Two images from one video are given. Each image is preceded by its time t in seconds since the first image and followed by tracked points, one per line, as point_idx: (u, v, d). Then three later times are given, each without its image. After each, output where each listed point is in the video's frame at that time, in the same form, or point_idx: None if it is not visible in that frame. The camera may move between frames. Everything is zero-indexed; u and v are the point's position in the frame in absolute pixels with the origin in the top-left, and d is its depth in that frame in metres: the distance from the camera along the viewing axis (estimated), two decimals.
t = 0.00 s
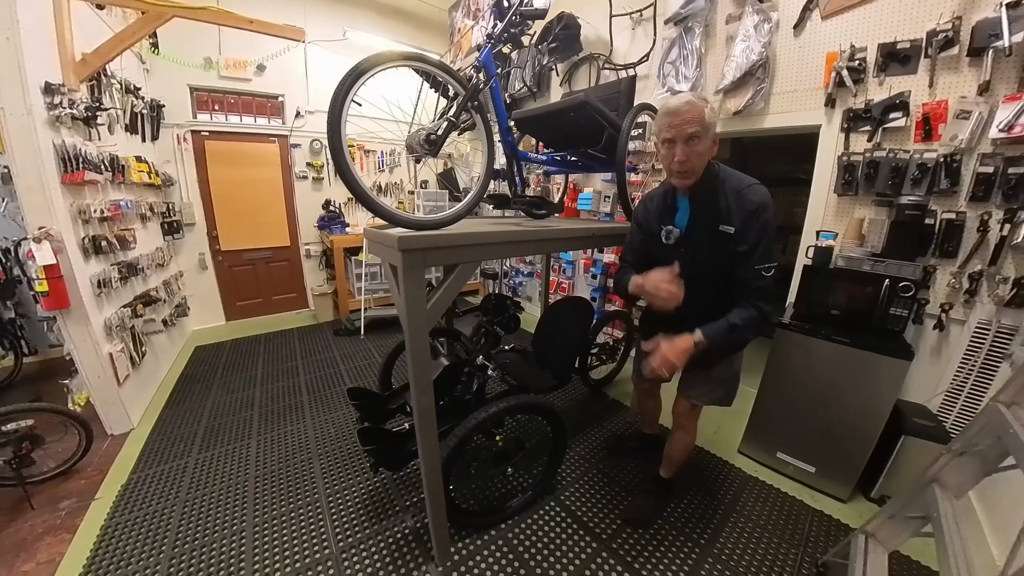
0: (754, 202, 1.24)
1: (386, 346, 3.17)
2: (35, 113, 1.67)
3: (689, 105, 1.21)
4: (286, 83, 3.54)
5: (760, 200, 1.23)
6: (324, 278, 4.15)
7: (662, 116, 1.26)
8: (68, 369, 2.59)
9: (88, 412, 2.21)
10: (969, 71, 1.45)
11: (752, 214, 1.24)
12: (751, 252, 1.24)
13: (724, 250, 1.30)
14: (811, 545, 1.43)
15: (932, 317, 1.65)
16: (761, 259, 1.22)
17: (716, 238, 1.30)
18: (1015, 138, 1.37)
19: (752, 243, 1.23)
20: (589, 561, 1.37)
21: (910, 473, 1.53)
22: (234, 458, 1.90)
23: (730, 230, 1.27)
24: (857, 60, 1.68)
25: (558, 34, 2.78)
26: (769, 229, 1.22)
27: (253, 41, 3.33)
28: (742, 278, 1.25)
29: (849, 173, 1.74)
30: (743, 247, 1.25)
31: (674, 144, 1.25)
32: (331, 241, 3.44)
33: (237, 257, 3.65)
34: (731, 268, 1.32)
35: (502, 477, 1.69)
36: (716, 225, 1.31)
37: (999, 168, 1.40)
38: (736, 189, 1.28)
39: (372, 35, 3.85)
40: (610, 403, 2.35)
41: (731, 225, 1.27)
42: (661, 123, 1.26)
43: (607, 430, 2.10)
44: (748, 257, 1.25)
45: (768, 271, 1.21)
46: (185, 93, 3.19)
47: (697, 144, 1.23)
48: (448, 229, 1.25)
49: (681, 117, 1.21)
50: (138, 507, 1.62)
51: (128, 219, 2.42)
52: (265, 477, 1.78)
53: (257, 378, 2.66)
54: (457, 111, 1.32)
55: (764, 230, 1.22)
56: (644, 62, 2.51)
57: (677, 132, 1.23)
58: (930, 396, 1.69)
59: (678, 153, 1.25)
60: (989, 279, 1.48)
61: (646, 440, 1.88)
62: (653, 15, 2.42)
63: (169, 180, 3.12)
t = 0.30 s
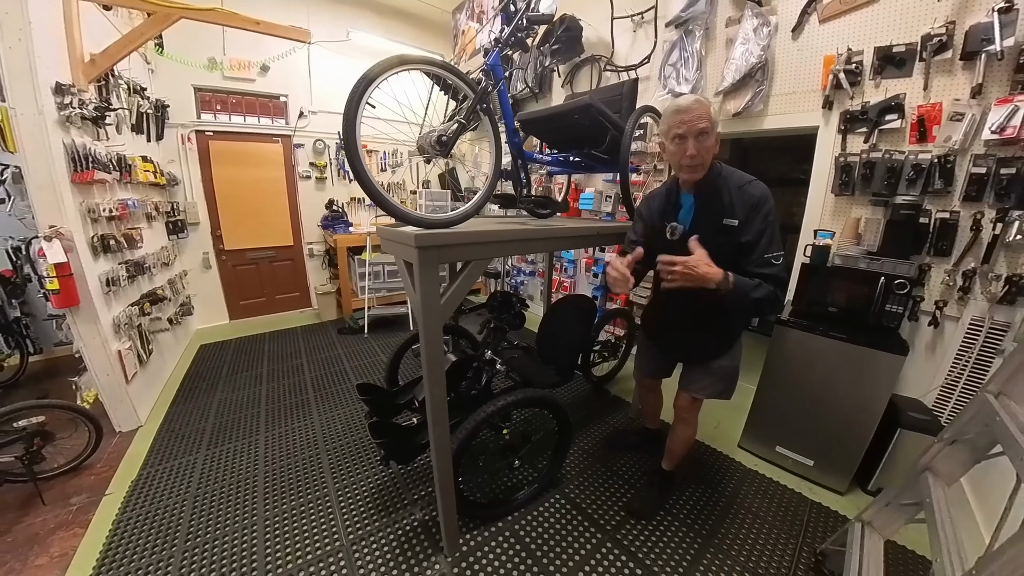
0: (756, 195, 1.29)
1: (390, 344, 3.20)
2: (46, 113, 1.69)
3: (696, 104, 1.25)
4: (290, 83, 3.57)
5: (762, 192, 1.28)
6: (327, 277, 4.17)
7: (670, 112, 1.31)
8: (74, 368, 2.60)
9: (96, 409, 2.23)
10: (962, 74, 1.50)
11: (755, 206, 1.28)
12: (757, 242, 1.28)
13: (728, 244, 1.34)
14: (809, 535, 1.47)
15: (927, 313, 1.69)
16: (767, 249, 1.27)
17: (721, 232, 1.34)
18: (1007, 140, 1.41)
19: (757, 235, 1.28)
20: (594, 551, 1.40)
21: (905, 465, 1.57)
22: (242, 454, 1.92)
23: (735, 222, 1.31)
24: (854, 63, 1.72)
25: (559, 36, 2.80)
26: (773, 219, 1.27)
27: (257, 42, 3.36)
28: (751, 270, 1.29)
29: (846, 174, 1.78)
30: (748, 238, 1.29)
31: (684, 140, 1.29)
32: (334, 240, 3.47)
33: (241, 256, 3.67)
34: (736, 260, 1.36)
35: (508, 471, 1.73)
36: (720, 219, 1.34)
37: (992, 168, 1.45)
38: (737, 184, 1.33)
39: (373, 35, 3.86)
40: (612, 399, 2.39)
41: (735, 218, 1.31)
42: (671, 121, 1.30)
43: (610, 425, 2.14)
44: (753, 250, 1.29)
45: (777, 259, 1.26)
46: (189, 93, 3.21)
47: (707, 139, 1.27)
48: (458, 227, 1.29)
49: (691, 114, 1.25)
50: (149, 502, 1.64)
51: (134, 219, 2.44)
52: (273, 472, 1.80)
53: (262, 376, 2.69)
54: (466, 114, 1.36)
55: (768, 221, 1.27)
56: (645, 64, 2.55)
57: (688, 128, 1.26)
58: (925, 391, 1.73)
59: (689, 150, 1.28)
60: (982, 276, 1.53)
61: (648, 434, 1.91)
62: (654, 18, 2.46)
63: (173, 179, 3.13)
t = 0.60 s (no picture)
0: (757, 198, 1.31)
1: (393, 343, 3.22)
2: (52, 114, 1.69)
3: (700, 107, 1.27)
4: (292, 84, 3.58)
5: (763, 196, 1.31)
6: (329, 277, 4.18)
7: (674, 115, 1.32)
8: (77, 367, 2.61)
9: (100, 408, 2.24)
10: (959, 76, 1.52)
11: (756, 209, 1.31)
12: (757, 245, 1.32)
13: (730, 244, 1.36)
14: (809, 531, 1.49)
15: (925, 312, 1.72)
16: (766, 252, 1.31)
17: (723, 233, 1.36)
18: (1003, 141, 1.44)
19: (757, 237, 1.31)
20: (597, 547, 1.42)
21: (902, 461, 1.60)
22: (247, 452, 1.94)
23: (736, 224, 1.33)
24: (853, 65, 1.74)
25: (561, 37, 2.77)
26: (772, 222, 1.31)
27: (260, 43, 3.38)
28: (753, 271, 1.33)
29: (845, 174, 1.80)
30: (749, 240, 1.32)
31: (688, 141, 1.30)
32: (337, 240, 3.48)
33: (243, 256, 3.68)
34: (739, 259, 1.38)
35: (511, 468, 1.74)
36: (722, 220, 1.36)
37: (988, 169, 1.47)
38: (738, 186, 1.35)
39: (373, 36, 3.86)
40: (613, 397, 2.41)
41: (737, 220, 1.33)
42: (674, 122, 1.31)
43: (611, 423, 2.16)
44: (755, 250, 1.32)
45: (774, 262, 1.30)
46: (191, 93, 3.22)
47: (711, 141, 1.29)
48: (463, 227, 1.31)
49: (694, 117, 1.27)
50: (155, 500, 1.66)
51: (138, 219, 2.45)
52: (279, 470, 1.82)
53: (265, 375, 2.70)
54: (471, 116, 1.38)
55: (768, 224, 1.30)
56: (646, 65, 2.58)
57: (692, 130, 1.28)
58: (923, 388, 1.76)
59: (693, 151, 1.30)
60: (979, 275, 1.55)
61: (650, 432, 1.93)
62: (655, 20, 2.49)
63: (176, 179, 3.14)
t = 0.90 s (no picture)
0: (762, 204, 1.32)
1: (394, 344, 3.22)
2: (54, 116, 1.69)
3: (705, 111, 1.27)
4: (293, 84, 3.57)
5: (767, 202, 1.32)
6: (330, 278, 4.18)
7: (679, 118, 1.32)
8: (78, 368, 2.61)
9: (103, 409, 2.24)
10: (961, 79, 1.52)
11: (761, 214, 1.32)
12: (760, 250, 1.33)
13: (734, 248, 1.37)
14: (810, 533, 1.49)
15: (926, 315, 1.72)
16: (768, 258, 1.32)
17: (728, 237, 1.37)
18: (1004, 144, 1.44)
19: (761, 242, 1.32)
20: (600, 549, 1.42)
21: (903, 463, 1.60)
22: (250, 454, 1.94)
23: (740, 229, 1.34)
24: (855, 67, 1.74)
25: (563, 39, 2.78)
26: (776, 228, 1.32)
27: (261, 44, 3.38)
28: (756, 276, 1.34)
29: (846, 177, 1.81)
30: (753, 245, 1.33)
31: (694, 146, 1.31)
32: (338, 241, 3.49)
33: (245, 257, 3.68)
34: (743, 263, 1.38)
35: (514, 471, 1.75)
36: (726, 224, 1.36)
37: (989, 172, 1.47)
38: (743, 191, 1.36)
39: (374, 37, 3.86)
40: (615, 399, 2.42)
41: (741, 225, 1.34)
42: (680, 126, 1.32)
43: (613, 424, 2.16)
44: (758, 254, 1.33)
45: (776, 268, 1.32)
46: (192, 94, 3.22)
47: (716, 146, 1.31)
48: (467, 231, 1.32)
49: (699, 121, 1.27)
50: (158, 503, 1.66)
51: (139, 220, 2.45)
52: (282, 472, 1.82)
53: (267, 376, 2.70)
54: (475, 119, 1.38)
55: (772, 230, 1.31)
56: (648, 67, 2.58)
57: (697, 135, 1.29)
58: (924, 391, 1.76)
59: (698, 155, 1.31)
60: (981, 278, 1.55)
61: (652, 434, 1.94)
62: (657, 21, 2.49)
63: (177, 180, 3.14)
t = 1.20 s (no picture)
0: (766, 204, 1.30)
1: (394, 345, 3.22)
2: (54, 117, 1.69)
3: (707, 111, 1.27)
4: (293, 84, 3.57)
5: (770, 202, 1.30)
6: (330, 278, 4.18)
7: (680, 118, 1.32)
8: (79, 369, 2.61)
9: (103, 410, 2.24)
10: (964, 79, 1.51)
11: (764, 215, 1.30)
12: (765, 252, 1.31)
13: (737, 251, 1.36)
14: (811, 536, 1.49)
15: (928, 317, 1.71)
16: (774, 260, 1.30)
17: (730, 239, 1.36)
18: (1007, 145, 1.43)
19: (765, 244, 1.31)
20: (599, 552, 1.42)
21: (905, 466, 1.59)
22: (249, 455, 1.94)
23: (743, 231, 1.33)
24: (857, 67, 1.73)
25: (564, 39, 2.77)
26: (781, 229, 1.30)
27: (261, 44, 3.37)
28: (760, 279, 1.31)
29: (848, 178, 1.79)
30: (756, 247, 1.32)
31: (696, 147, 1.30)
32: (338, 241, 3.48)
33: (245, 257, 3.68)
34: (747, 264, 1.37)
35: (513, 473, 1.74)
36: (729, 226, 1.35)
37: (993, 173, 1.46)
38: (746, 193, 1.34)
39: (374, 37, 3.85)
40: (616, 400, 2.41)
41: (744, 226, 1.32)
42: (681, 127, 1.31)
43: (613, 426, 2.16)
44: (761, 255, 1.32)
45: (785, 269, 1.29)
46: (192, 94, 3.22)
47: (718, 147, 1.30)
48: (467, 233, 1.31)
49: (701, 122, 1.27)
50: (158, 503, 1.66)
51: (139, 221, 2.45)
52: (281, 474, 1.82)
53: (267, 377, 2.70)
54: (474, 120, 1.37)
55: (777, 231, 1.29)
56: (649, 66, 2.57)
57: (700, 136, 1.28)
58: (926, 393, 1.75)
59: (701, 156, 1.30)
60: (983, 280, 1.54)
61: (652, 435, 1.94)
62: (658, 21, 2.48)
63: (178, 180, 3.14)
